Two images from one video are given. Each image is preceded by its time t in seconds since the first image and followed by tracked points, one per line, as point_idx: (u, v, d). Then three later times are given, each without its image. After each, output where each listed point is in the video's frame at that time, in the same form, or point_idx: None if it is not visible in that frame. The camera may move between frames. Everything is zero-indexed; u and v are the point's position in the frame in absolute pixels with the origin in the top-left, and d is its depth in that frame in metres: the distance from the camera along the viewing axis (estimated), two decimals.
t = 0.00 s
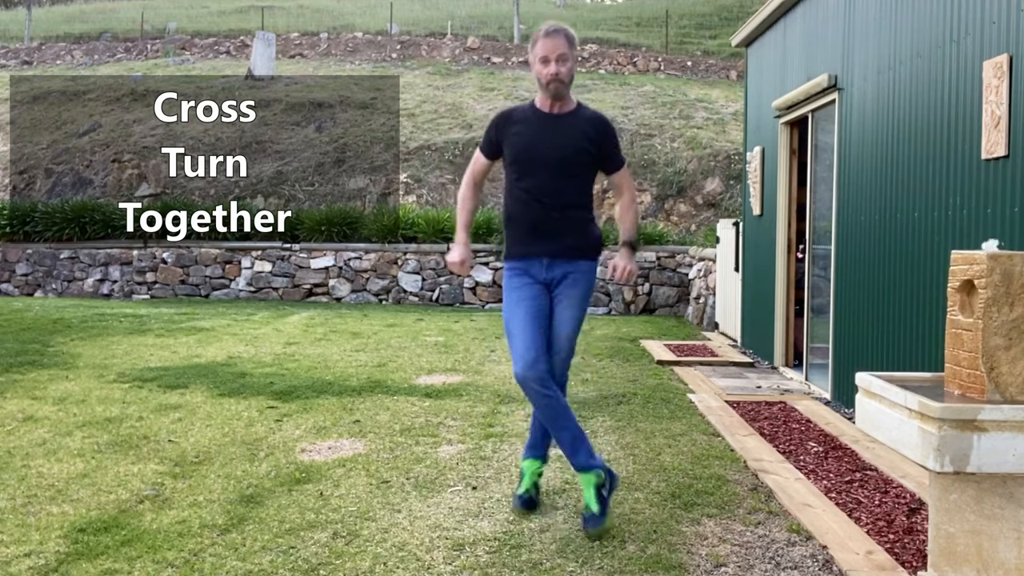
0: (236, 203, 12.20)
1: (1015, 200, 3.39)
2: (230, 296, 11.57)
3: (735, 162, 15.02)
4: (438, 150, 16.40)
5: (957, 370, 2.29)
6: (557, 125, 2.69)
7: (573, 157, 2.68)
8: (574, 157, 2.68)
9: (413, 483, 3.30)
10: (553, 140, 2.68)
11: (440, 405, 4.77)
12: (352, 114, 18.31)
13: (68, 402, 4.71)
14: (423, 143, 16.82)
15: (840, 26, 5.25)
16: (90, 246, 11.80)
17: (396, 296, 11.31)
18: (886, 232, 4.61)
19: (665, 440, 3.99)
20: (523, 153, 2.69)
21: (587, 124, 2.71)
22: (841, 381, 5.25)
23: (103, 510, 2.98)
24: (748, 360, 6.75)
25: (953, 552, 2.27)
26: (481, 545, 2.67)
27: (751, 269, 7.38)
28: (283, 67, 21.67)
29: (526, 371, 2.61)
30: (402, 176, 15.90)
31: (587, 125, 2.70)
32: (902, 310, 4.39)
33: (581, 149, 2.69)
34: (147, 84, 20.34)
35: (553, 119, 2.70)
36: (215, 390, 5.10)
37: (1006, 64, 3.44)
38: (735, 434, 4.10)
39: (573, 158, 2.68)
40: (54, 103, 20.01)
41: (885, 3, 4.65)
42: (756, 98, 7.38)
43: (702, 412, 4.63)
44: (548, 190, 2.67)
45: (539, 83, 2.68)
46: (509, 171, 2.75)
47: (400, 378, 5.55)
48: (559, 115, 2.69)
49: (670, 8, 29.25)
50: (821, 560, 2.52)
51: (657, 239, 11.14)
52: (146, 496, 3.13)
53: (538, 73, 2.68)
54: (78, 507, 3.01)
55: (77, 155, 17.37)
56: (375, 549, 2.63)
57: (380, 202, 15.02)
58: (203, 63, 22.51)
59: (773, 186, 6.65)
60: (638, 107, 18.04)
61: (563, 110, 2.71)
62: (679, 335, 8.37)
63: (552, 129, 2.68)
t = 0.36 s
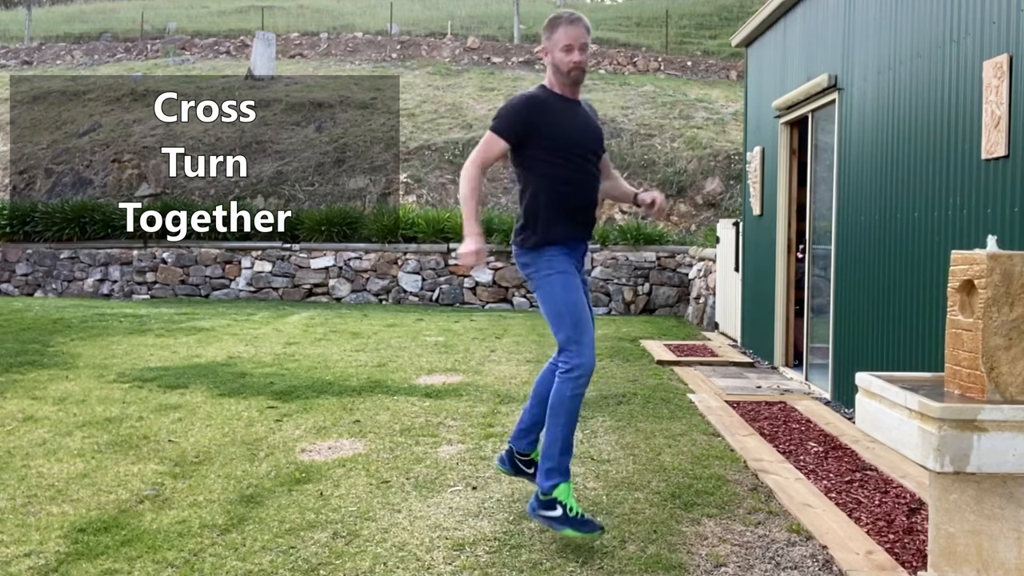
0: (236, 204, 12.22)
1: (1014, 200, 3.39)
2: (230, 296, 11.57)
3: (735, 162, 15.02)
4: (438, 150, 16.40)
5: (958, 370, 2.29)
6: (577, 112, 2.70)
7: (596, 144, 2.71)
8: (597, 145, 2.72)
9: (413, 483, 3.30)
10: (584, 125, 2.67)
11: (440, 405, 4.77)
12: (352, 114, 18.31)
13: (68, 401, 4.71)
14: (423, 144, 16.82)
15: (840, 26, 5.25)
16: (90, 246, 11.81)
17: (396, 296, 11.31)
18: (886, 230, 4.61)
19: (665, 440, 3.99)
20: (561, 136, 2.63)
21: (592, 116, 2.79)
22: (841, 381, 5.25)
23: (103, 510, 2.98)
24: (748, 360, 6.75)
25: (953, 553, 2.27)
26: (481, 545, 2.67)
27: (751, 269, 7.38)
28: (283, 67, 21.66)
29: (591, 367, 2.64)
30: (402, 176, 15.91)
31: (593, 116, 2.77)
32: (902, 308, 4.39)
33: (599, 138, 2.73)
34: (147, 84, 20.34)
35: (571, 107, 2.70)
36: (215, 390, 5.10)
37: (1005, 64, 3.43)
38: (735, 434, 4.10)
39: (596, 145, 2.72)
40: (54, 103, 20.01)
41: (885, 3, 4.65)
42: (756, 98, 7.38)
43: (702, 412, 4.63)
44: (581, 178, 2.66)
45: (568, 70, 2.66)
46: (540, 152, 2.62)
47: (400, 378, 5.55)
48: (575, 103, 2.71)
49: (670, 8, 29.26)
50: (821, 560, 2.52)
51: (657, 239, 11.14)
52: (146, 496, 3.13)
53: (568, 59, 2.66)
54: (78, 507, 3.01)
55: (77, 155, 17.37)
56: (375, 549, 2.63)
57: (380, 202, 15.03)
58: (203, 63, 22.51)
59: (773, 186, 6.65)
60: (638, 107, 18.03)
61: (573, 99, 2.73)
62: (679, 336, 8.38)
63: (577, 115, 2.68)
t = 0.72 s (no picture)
0: (236, 204, 12.26)
1: (1014, 200, 3.39)
2: (230, 296, 11.57)
3: (736, 162, 15.01)
4: (438, 151, 16.40)
5: (957, 370, 2.29)
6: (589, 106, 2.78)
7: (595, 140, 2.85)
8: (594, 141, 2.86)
9: (413, 483, 3.30)
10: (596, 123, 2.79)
11: (440, 405, 4.77)
12: (352, 114, 18.31)
13: (68, 402, 4.71)
14: (423, 144, 16.82)
15: (840, 27, 5.25)
16: (90, 246, 11.80)
17: (396, 296, 11.31)
18: (885, 231, 4.61)
19: (665, 440, 3.99)
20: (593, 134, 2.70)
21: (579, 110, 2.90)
22: (841, 380, 5.25)
23: (103, 510, 2.98)
24: (748, 360, 6.75)
25: (953, 553, 2.27)
26: (481, 545, 2.67)
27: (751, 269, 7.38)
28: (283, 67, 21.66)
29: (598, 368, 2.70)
30: (402, 176, 15.91)
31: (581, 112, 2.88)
32: (902, 309, 4.39)
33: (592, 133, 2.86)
34: (147, 84, 20.33)
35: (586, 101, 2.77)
36: (215, 390, 5.10)
37: (1006, 64, 3.43)
38: (735, 434, 4.10)
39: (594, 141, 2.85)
40: (54, 103, 20.01)
41: (885, 4, 4.65)
42: (756, 98, 7.38)
43: (702, 412, 4.63)
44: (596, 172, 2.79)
45: (595, 70, 2.74)
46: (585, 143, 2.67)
47: (400, 378, 5.55)
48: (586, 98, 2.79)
49: (670, 8, 29.25)
50: (821, 560, 2.52)
51: (657, 239, 11.14)
52: (145, 496, 3.13)
53: (600, 60, 2.74)
54: (78, 507, 3.01)
55: (77, 155, 17.37)
56: (375, 549, 2.63)
57: (380, 202, 15.05)
58: (203, 63, 22.51)
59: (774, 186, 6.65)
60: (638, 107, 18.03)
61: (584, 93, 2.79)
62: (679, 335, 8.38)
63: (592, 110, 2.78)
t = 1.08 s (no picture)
0: (236, 203, 12.24)
1: (1014, 200, 3.39)
2: (230, 296, 11.57)
3: (736, 162, 15.00)
4: (438, 150, 16.40)
5: (957, 370, 2.29)
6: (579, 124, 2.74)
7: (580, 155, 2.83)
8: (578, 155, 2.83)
9: (413, 483, 3.30)
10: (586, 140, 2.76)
11: (440, 405, 4.77)
12: (352, 114, 18.31)
13: (68, 401, 4.71)
14: (423, 143, 16.81)
15: (840, 26, 5.25)
16: (90, 246, 11.80)
17: (396, 296, 11.31)
18: (886, 232, 4.61)
19: (665, 440, 3.99)
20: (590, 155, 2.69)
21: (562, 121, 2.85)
22: (841, 380, 5.25)
23: (103, 510, 2.98)
24: (748, 360, 6.75)
25: (953, 553, 2.26)
26: (481, 545, 2.67)
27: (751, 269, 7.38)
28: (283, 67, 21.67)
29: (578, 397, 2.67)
30: (402, 176, 15.91)
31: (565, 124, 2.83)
32: (902, 309, 4.39)
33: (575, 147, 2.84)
34: (147, 83, 20.33)
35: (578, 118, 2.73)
36: (215, 390, 5.10)
37: (1005, 64, 3.43)
38: (735, 434, 4.10)
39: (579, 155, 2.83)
40: (54, 103, 20.01)
41: (885, 4, 4.65)
42: (756, 98, 7.38)
43: (702, 412, 4.63)
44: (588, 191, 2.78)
45: (591, 90, 2.68)
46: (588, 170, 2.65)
47: (400, 378, 5.55)
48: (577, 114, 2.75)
49: (670, 8, 29.25)
50: (821, 560, 2.52)
51: (657, 239, 11.14)
52: (145, 496, 3.13)
53: (595, 80, 2.68)
54: (78, 507, 3.01)
55: (77, 155, 17.38)
56: (375, 549, 2.63)
57: (380, 202, 15.10)
58: (203, 63, 22.51)
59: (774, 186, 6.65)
60: (638, 107, 18.03)
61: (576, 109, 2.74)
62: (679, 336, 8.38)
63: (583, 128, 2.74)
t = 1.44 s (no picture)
0: (236, 203, 12.23)
1: (1014, 200, 3.39)
2: (230, 296, 11.57)
3: (736, 162, 15.00)
4: (438, 150, 16.40)
5: (957, 370, 2.29)
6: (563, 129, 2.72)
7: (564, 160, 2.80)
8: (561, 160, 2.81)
9: (412, 483, 3.30)
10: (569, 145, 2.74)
11: (440, 404, 4.77)
12: (352, 114, 18.30)
13: (68, 401, 4.71)
14: (423, 143, 16.81)
15: (840, 26, 5.25)
16: (90, 246, 11.80)
17: (396, 296, 11.31)
18: (886, 231, 4.61)
19: (665, 440, 3.99)
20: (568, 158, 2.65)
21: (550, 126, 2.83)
22: (841, 380, 5.24)
23: (103, 510, 2.98)
24: (748, 360, 6.75)
25: (953, 552, 2.26)
26: (481, 545, 2.67)
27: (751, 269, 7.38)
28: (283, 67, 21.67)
29: (593, 385, 2.60)
30: (402, 176, 15.91)
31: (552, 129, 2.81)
32: (903, 307, 4.38)
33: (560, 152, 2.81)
34: (147, 83, 20.34)
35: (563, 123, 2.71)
36: (214, 390, 5.10)
37: (1006, 64, 3.43)
38: (735, 434, 4.10)
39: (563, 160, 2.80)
40: (54, 103, 20.01)
41: (885, 4, 4.65)
42: (756, 98, 7.38)
43: (702, 412, 4.63)
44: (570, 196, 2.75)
45: (581, 95, 2.68)
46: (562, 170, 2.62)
47: (400, 378, 5.55)
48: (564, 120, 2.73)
49: (670, 8, 29.24)
50: (821, 560, 2.52)
51: (657, 239, 11.13)
52: (145, 496, 3.14)
53: (585, 85, 2.67)
54: (78, 507, 3.01)
55: (77, 155, 17.38)
56: (375, 549, 2.63)
57: (379, 202, 15.10)
58: (203, 63, 22.51)
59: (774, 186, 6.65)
60: (638, 107, 18.02)
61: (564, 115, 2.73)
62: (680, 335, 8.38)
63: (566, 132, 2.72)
